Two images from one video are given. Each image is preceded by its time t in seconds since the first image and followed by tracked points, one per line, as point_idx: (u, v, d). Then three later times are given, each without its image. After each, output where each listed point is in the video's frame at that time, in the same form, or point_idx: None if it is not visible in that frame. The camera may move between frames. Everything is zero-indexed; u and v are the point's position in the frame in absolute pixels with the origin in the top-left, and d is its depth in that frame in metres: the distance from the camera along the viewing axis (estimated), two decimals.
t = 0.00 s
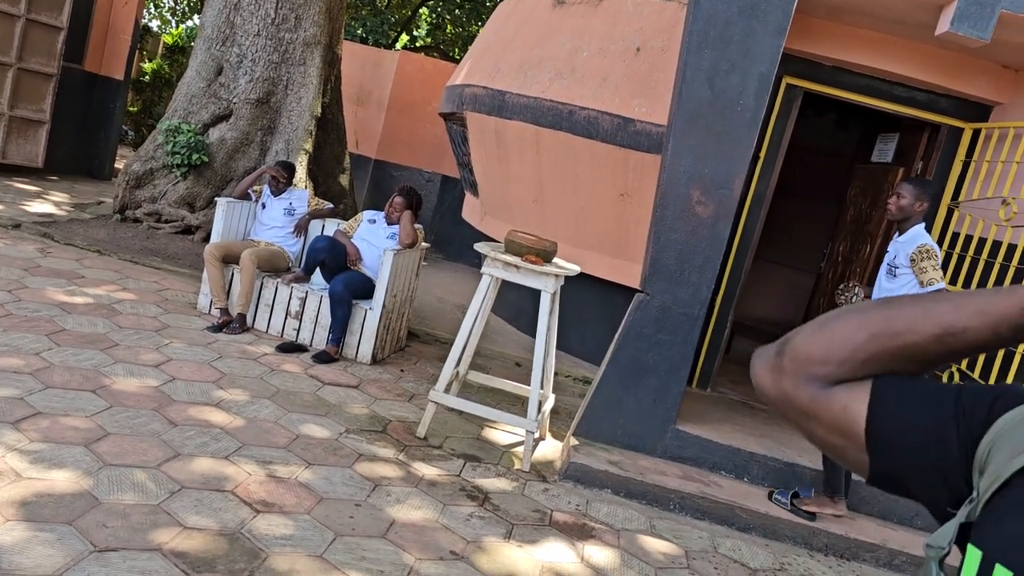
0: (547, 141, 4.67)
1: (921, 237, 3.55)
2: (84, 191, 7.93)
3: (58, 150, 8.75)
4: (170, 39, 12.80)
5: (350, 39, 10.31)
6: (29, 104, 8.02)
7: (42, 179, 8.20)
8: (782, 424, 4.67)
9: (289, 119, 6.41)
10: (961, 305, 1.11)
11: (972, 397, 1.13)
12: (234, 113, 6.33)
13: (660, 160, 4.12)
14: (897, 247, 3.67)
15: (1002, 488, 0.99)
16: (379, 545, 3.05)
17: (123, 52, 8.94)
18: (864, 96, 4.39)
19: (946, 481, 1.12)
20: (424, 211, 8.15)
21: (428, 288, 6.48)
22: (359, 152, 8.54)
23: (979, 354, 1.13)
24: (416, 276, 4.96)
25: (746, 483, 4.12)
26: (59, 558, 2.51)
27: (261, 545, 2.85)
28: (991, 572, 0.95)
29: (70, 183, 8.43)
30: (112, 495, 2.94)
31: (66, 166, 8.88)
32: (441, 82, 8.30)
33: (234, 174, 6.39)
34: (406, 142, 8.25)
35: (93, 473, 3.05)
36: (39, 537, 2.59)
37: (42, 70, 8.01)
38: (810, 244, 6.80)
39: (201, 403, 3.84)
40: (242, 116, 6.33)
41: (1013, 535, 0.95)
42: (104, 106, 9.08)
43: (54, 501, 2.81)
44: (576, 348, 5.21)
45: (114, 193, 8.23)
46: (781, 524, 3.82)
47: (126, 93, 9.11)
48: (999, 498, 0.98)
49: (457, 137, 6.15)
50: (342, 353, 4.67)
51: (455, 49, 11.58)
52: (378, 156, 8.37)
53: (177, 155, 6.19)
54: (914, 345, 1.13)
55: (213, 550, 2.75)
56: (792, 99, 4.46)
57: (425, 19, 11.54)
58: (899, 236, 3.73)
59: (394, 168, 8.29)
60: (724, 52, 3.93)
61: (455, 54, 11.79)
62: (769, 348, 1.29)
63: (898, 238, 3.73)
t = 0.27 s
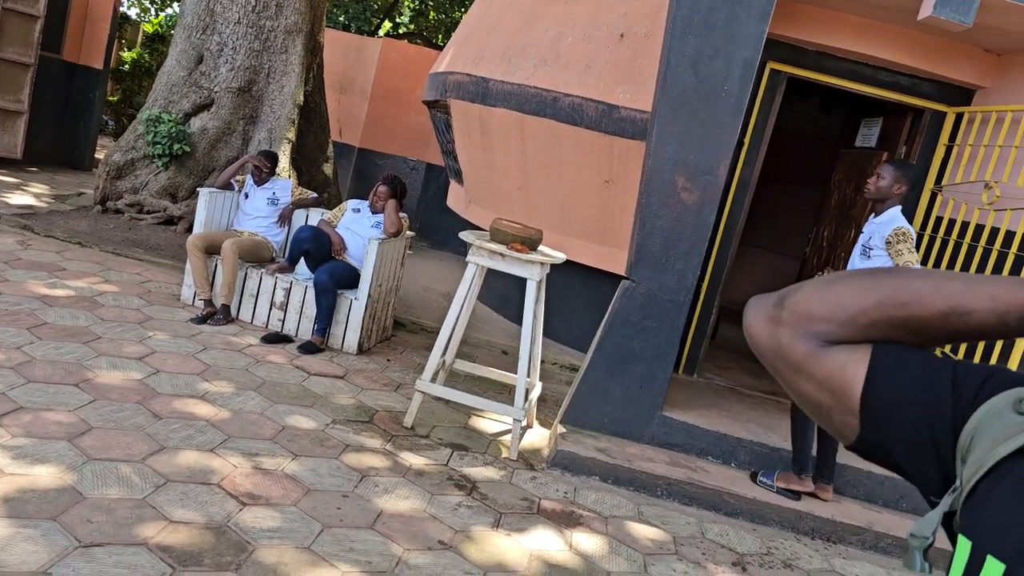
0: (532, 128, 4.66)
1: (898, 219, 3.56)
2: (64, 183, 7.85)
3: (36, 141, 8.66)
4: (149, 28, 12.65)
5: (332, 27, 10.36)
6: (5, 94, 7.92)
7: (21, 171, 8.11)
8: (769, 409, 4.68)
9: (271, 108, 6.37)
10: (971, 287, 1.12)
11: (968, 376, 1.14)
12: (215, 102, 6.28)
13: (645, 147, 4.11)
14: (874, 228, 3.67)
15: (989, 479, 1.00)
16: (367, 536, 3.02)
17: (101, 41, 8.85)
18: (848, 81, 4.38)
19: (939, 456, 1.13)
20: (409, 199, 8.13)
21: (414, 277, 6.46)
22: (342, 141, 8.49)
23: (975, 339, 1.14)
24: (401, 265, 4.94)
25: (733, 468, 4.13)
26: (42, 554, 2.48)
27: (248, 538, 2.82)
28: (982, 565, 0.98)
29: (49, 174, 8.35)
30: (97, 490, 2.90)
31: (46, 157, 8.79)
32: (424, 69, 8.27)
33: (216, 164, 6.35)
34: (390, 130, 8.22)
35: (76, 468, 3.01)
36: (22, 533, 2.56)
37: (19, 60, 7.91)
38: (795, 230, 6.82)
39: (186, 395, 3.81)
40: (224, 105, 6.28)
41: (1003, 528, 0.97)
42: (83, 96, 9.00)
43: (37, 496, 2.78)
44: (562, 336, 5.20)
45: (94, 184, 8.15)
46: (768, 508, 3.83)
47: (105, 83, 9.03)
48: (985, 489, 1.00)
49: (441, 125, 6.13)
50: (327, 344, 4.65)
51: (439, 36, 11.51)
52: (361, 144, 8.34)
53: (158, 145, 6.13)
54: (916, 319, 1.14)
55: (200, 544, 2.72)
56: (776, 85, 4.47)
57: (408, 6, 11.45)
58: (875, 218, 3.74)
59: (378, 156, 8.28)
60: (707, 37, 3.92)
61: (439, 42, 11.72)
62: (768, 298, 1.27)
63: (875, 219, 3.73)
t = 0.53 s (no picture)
0: (516, 115, 4.65)
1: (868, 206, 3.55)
2: (44, 174, 7.80)
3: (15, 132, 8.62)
4: (129, 16, 12.51)
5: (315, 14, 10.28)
6: None
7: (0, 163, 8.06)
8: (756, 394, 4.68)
9: (253, 97, 6.32)
10: (977, 271, 1.04)
11: (952, 360, 1.08)
12: (196, 91, 6.25)
13: (630, 132, 4.10)
14: (841, 214, 3.64)
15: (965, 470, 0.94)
16: (354, 527, 2.99)
17: (79, 30, 8.80)
18: (833, 65, 4.38)
19: (922, 441, 1.06)
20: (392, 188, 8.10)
21: (400, 265, 6.42)
22: (326, 128, 8.47)
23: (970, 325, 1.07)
24: (386, 254, 4.92)
25: (720, 453, 4.13)
26: (25, 552, 2.44)
27: (234, 532, 2.78)
28: (963, 560, 0.91)
29: (29, 165, 8.29)
30: (80, 486, 2.86)
31: (24, 145, 8.73)
32: (408, 56, 8.26)
33: (198, 153, 6.33)
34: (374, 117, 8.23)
35: (59, 464, 2.97)
36: (3, 531, 2.52)
37: None
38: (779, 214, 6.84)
39: (170, 388, 3.77)
40: (204, 93, 6.24)
41: (983, 520, 0.91)
42: (62, 85, 8.95)
43: (18, 493, 2.73)
44: (549, 323, 5.18)
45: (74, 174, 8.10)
46: (756, 493, 3.82)
47: (83, 72, 8.99)
48: (963, 480, 0.93)
49: (425, 112, 6.11)
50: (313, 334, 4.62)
51: (422, 22, 11.43)
52: (345, 132, 8.33)
53: (138, 135, 6.11)
54: (914, 299, 1.07)
55: (185, 539, 2.68)
56: (761, 69, 4.45)
57: None
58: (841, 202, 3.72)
59: (362, 144, 8.26)
60: (692, 22, 3.91)
61: (422, 28, 11.63)
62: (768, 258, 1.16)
63: (838, 205, 3.70)
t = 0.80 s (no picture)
0: (501, 100, 4.63)
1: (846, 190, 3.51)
2: (25, 163, 7.75)
3: None
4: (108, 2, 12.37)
5: None
6: None
7: None
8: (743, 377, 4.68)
9: (235, 83, 6.27)
10: (999, 253, 0.95)
11: (958, 330, 0.99)
12: (177, 77, 6.21)
13: (616, 116, 4.08)
14: (817, 196, 3.58)
15: (955, 445, 0.89)
16: (341, 514, 2.97)
17: (57, 16, 8.75)
18: (819, 48, 4.37)
19: (914, 413, 1.00)
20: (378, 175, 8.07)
21: (386, 252, 6.40)
22: (310, 115, 8.42)
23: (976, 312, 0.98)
24: (372, 241, 4.89)
25: (707, 436, 4.13)
26: (8, 545, 2.41)
27: (220, 522, 2.76)
28: (948, 535, 0.88)
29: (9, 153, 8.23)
30: (64, 478, 2.83)
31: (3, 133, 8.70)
32: (393, 41, 8.19)
33: (180, 141, 6.31)
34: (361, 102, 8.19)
35: (42, 456, 2.93)
36: None
37: None
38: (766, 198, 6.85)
39: (154, 378, 3.73)
40: (186, 80, 6.20)
41: (969, 496, 0.86)
42: (41, 72, 8.90)
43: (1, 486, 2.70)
44: (536, 308, 5.17)
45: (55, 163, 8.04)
46: (743, 475, 3.82)
47: (62, 58, 8.94)
48: (956, 455, 0.88)
49: (409, 98, 6.07)
50: (299, 322, 4.59)
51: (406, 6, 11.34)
52: (330, 118, 8.29)
53: (119, 122, 6.10)
54: (925, 274, 0.98)
55: (172, 529, 2.66)
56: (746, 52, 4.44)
57: None
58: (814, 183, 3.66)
59: (347, 131, 8.23)
60: (677, 5, 3.89)
61: (407, 12, 11.53)
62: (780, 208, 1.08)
63: (811, 186, 3.63)
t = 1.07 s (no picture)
0: (488, 89, 4.62)
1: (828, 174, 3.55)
2: (9, 155, 7.68)
3: None
4: None
5: None
6: None
7: None
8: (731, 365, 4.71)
9: (220, 74, 6.19)
10: (940, 258, 0.94)
11: (927, 323, 0.99)
12: (162, 68, 6.17)
13: (603, 106, 4.08)
14: (801, 181, 3.57)
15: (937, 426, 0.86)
16: (331, 505, 2.98)
17: (39, 7, 8.67)
18: (805, 37, 4.37)
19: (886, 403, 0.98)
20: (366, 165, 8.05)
21: (374, 243, 6.38)
22: (296, 106, 8.30)
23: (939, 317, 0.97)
24: (360, 231, 4.88)
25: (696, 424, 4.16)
26: None
27: (210, 513, 2.76)
28: (927, 512, 0.86)
29: None
30: (51, 471, 2.82)
31: None
32: (379, 30, 8.16)
33: (166, 132, 6.28)
34: (347, 94, 8.19)
35: (30, 449, 2.92)
36: None
37: None
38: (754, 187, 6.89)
39: (142, 370, 3.72)
40: (171, 70, 6.15)
41: (947, 475, 0.84)
42: (24, 63, 8.82)
43: None
44: (525, 298, 5.18)
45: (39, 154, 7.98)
46: (731, 463, 3.85)
47: (44, 48, 8.86)
48: (937, 436, 0.86)
49: (397, 88, 6.06)
50: (288, 313, 4.59)
51: None
52: (317, 109, 8.24)
53: (104, 114, 6.06)
54: (874, 291, 0.98)
55: (161, 521, 2.66)
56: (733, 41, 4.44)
57: None
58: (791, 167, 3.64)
59: (334, 121, 8.23)
60: None
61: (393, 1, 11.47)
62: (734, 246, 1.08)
63: (789, 171, 3.62)
